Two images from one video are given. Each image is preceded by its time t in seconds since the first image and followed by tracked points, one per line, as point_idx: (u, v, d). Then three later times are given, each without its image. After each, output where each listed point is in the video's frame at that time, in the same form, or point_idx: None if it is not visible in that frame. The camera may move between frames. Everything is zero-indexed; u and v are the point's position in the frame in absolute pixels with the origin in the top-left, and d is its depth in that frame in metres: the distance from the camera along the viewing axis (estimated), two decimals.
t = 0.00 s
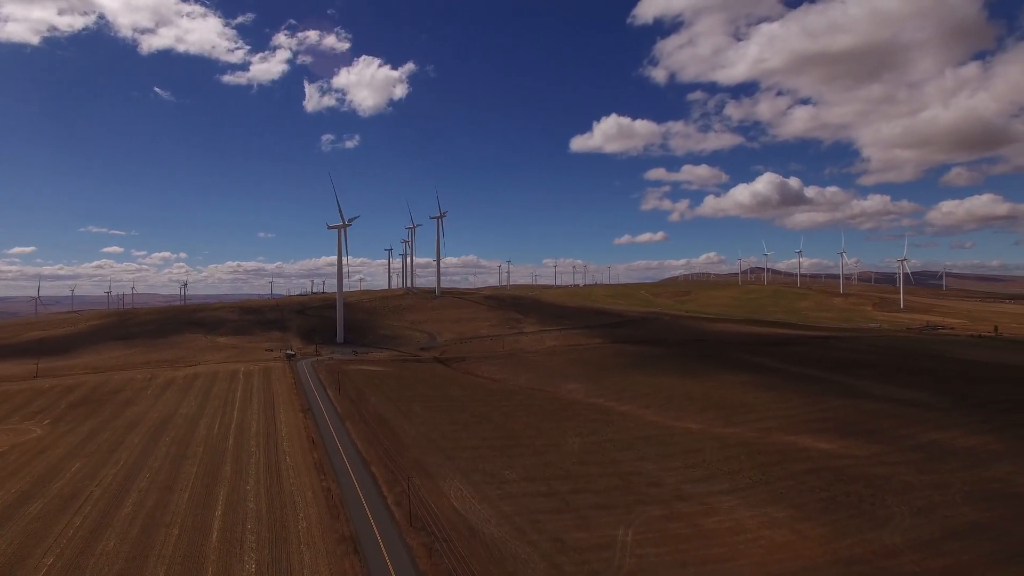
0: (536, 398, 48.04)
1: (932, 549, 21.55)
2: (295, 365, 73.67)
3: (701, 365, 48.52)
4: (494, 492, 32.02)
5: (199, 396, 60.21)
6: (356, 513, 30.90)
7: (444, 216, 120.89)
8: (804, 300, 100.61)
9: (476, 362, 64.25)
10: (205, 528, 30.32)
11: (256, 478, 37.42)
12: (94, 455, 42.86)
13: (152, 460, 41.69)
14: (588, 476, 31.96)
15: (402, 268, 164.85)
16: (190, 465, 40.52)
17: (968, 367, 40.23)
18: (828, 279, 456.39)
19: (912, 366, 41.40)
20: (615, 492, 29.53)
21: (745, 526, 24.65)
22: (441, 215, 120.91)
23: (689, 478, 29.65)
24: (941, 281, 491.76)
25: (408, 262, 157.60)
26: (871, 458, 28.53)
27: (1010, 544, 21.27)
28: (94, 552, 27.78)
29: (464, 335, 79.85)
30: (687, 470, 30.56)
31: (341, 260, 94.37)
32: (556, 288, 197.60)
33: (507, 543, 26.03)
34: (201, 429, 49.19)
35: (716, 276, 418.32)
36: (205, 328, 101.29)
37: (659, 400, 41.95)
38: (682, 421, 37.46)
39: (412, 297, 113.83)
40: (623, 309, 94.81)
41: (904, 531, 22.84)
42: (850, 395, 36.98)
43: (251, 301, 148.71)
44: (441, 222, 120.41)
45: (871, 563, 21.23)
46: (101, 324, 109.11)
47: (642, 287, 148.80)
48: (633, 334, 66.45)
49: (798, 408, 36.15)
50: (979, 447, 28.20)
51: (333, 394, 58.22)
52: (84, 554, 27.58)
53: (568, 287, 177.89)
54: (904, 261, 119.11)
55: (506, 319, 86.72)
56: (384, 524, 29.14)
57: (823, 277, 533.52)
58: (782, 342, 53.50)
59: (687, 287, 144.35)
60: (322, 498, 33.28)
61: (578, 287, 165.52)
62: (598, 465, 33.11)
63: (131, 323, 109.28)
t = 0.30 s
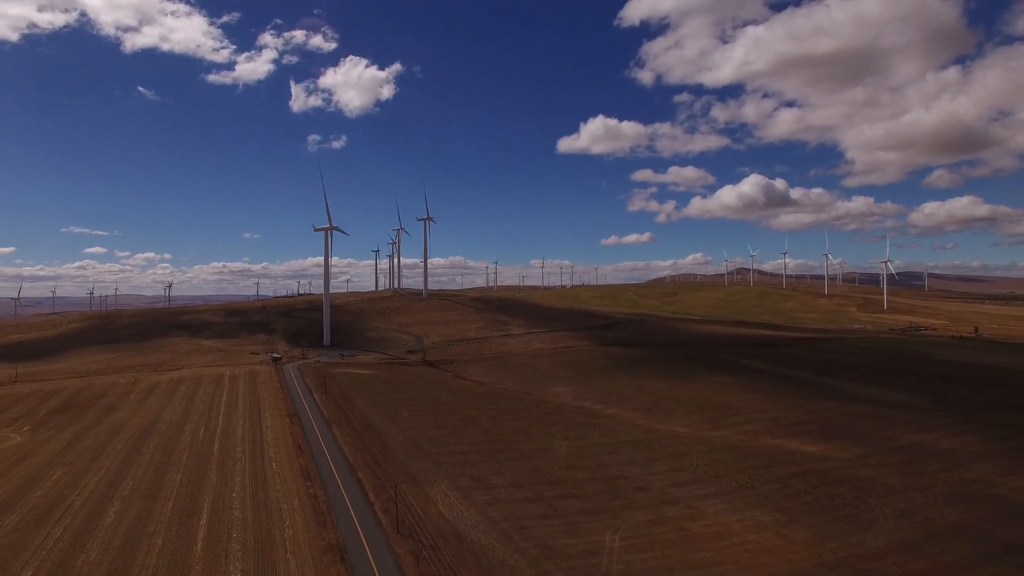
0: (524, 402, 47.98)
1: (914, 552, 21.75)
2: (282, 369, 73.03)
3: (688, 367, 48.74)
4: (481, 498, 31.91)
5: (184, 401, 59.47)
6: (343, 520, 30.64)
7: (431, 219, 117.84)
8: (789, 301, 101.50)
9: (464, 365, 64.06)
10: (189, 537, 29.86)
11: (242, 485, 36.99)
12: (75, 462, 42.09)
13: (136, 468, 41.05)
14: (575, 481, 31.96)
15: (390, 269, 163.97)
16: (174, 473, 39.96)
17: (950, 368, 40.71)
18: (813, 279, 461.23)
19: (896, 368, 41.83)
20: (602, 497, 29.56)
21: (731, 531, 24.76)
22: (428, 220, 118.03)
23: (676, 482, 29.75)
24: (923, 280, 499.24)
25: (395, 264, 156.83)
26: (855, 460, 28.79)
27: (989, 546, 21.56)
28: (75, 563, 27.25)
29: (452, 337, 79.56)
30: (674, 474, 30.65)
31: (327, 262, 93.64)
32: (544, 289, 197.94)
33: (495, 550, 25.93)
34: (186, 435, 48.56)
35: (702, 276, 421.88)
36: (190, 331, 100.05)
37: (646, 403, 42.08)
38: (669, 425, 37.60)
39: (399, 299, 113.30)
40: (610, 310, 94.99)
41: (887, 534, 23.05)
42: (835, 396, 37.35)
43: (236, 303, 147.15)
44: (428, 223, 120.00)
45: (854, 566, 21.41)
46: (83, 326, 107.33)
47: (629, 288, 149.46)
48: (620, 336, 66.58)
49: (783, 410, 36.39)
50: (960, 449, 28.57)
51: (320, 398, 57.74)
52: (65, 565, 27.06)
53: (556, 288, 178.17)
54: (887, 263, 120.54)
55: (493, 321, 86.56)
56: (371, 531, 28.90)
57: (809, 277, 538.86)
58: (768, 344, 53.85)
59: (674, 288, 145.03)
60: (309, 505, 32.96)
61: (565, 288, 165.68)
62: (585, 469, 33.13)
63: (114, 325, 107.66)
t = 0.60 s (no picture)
0: (510, 405, 47.90)
1: (896, 554, 21.96)
2: (267, 372, 72.34)
3: (674, 369, 48.99)
4: (468, 503, 31.78)
5: (168, 405, 58.68)
6: (329, 527, 30.37)
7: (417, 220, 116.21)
8: (774, 302, 102.42)
9: (451, 367, 63.88)
10: (172, 546, 29.40)
11: (226, 491, 36.53)
12: (55, 470, 41.28)
13: (118, 475, 40.36)
14: (561, 485, 31.94)
15: (376, 270, 163.10)
16: (157, 480, 39.35)
17: (931, 369, 41.26)
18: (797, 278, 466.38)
19: (878, 368, 42.30)
20: (589, 501, 29.56)
21: (717, 534, 24.87)
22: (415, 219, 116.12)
23: (662, 486, 29.84)
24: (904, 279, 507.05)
25: (381, 264, 156.02)
26: (839, 462, 29.07)
27: (969, 547, 21.84)
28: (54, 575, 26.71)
29: (438, 339, 79.29)
30: (660, 477, 30.74)
31: (313, 264, 92.93)
32: (532, 289, 198.20)
33: (481, 556, 25.83)
34: (170, 441, 47.89)
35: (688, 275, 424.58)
36: (174, 333, 98.77)
37: (632, 406, 42.17)
38: (655, 427, 37.72)
39: (386, 301, 112.76)
40: (597, 311, 95.24)
41: (869, 536, 23.26)
42: (818, 398, 37.73)
43: (221, 305, 145.50)
44: (415, 225, 119.58)
45: (838, 569, 21.57)
46: (64, 329, 105.51)
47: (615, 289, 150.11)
48: (606, 338, 66.75)
49: (768, 412, 36.64)
50: (940, 450, 28.93)
51: (306, 401, 57.26)
52: None
53: (543, 289, 178.42)
54: (868, 264, 122.14)
55: (480, 322, 86.43)
56: (357, 538, 28.69)
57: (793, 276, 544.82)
58: (753, 345, 54.26)
59: (660, 289, 145.80)
60: (294, 512, 32.63)
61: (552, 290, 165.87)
62: (572, 473, 33.13)
63: (96, 328, 105.96)
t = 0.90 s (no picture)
0: (497, 408, 47.83)
1: (880, 556, 22.16)
2: (252, 375, 71.59)
3: (660, 370, 49.23)
4: (455, 508, 31.65)
5: (152, 409, 57.85)
6: (315, 534, 30.10)
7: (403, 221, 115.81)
8: (759, 302, 103.27)
9: (438, 370, 63.63)
10: (156, 556, 28.94)
11: (211, 499, 36.07)
12: (35, 478, 40.50)
13: (99, 482, 39.67)
14: (548, 490, 31.93)
15: (362, 270, 162.29)
16: (140, 487, 38.76)
17: (913, 370, 41.81)
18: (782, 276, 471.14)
19: (861, 369, 42.78)
20: (576, 506, 29.57)
21: (703, 538, 24.99)
22: (401, 220, 115.78)
23: (648, 490, 29.94)
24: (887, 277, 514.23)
25: (368, 264, 155.25)
26: (823, 464, 29.32)
27: (950, 547, 22.13)
28: None
29: (425, 341, 78.98)
30: (647, 481, 30.85)
31: (298, 265, 92.17)
32: (519, 290, 198.05)
33: (469, 562, 25.73)
34: (153, 447, 47.19)
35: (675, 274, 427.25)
36: (157, 336, 97.42)
37: (619, 408, 42.27)
38: (642, 430, 37.83)
39: (372, 302, 112.13)
40: (584, 312, 95.45)
41: (853, 539, 23.46)
42: (802, 399, 38.09)
43: (205, 307, 143.79)
44: (401, 225, 118.96)
45: (822, 571, 21.73)
46: (44, 331, 103.61)
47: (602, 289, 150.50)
48: (593, 339, 66.91)
49: (753, 414, 36.89)
50: (921, 451, 29.32)
51: (292, 405, 56.78)
52: None
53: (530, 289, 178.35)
54: (851, 264, 123.64)
55: (467, 324, 86.25)
56: (344, 545, 28.43)
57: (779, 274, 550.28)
58: (738, 346, 54.67)
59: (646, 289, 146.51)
60: (280, 519, 32.28)
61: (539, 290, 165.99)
62: (559, 477, 33.13)
63: (77, 330, 104.19)
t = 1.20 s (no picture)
0: (483, 411, 47.73)
1: (863, 558, 22.36)
2: (237, 378, 70.77)
3: (646, 372, 49.44)
4: (442, 514, 31.48)
5: (134, 414, 56.99)
6: (301, 541, 29.75)
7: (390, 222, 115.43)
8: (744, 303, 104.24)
9: (425, 372, 63.37)
10: (138, 566, 28.44)
11: (195, 506, 35.55)
12: (14, 486, 39.67)
13: (80, 490, 38.93)
14: (535, 494, 31.87)
15: (348, 271, 161.11)
16: (122, 494, 38.10)
17: (894, 370, 42.35)
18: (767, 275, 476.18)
19: (844, 370, 43.25)
20: (563, 510, 29.55)
21: (690, 541, 25.08)
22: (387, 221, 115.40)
23: (635, 493, 30.01)
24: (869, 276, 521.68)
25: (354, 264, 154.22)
26: (807, 466, 29.56)
27: (930, 548, 22.40)
28: None
29: (412, 343, 78.64)
30: (633, 484, 30.92)
31: (283, 266, 91.33)
32: (507, 291, 198.08)
33: (456, 568, 25.60)
34: (136, 453, 46.43)
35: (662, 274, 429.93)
36: (140, 338, 96.01)
37: (605, 411, 42.37)
38: (628, 433, 37.94)
39: (359, 303, 111.50)
40: (571, 313, 95.71)
41: (836, 540, 23.66)
42: (785, 401, 38.46)
43: (188, 308, 141.90)
44: (388, 226, 118.36)
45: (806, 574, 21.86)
46: (23, 334, 101.61)
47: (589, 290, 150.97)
48: (580, 340, 67.06)
49: (738, 416, 37.14)
50: (903, 452, 29.67)
51: (277, 409, 56.20)
52: None
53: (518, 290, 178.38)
54: (834, 265, 125.33)
55: (454, 326, 86.04)
56: (330, 553, 28.12)
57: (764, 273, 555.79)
58: (723, 347, 55.08)
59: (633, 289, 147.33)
60: (266, 526, 31.91)
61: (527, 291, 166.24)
62: (546, 481, 33.11)
63: (57, 332, 102.32)
